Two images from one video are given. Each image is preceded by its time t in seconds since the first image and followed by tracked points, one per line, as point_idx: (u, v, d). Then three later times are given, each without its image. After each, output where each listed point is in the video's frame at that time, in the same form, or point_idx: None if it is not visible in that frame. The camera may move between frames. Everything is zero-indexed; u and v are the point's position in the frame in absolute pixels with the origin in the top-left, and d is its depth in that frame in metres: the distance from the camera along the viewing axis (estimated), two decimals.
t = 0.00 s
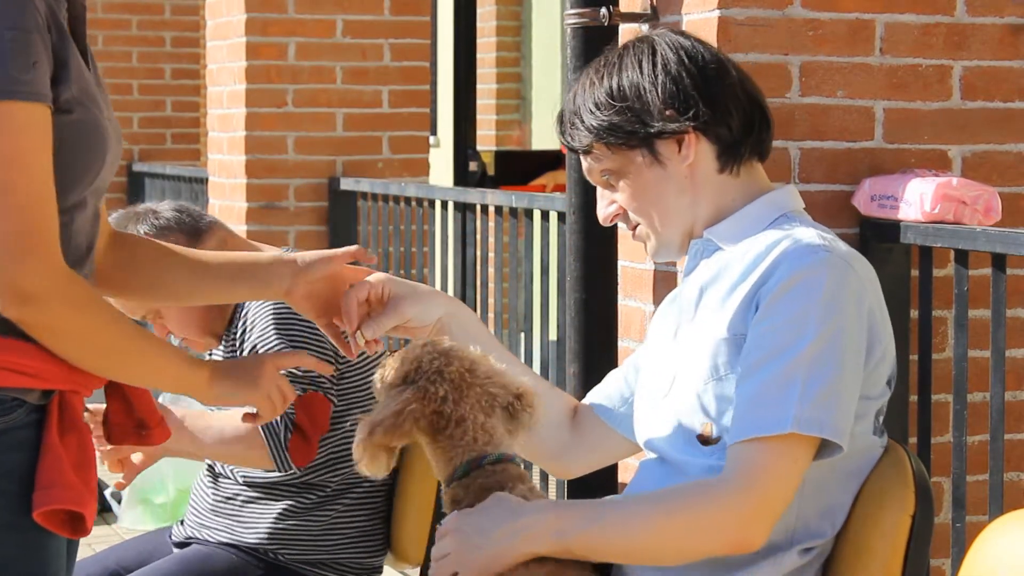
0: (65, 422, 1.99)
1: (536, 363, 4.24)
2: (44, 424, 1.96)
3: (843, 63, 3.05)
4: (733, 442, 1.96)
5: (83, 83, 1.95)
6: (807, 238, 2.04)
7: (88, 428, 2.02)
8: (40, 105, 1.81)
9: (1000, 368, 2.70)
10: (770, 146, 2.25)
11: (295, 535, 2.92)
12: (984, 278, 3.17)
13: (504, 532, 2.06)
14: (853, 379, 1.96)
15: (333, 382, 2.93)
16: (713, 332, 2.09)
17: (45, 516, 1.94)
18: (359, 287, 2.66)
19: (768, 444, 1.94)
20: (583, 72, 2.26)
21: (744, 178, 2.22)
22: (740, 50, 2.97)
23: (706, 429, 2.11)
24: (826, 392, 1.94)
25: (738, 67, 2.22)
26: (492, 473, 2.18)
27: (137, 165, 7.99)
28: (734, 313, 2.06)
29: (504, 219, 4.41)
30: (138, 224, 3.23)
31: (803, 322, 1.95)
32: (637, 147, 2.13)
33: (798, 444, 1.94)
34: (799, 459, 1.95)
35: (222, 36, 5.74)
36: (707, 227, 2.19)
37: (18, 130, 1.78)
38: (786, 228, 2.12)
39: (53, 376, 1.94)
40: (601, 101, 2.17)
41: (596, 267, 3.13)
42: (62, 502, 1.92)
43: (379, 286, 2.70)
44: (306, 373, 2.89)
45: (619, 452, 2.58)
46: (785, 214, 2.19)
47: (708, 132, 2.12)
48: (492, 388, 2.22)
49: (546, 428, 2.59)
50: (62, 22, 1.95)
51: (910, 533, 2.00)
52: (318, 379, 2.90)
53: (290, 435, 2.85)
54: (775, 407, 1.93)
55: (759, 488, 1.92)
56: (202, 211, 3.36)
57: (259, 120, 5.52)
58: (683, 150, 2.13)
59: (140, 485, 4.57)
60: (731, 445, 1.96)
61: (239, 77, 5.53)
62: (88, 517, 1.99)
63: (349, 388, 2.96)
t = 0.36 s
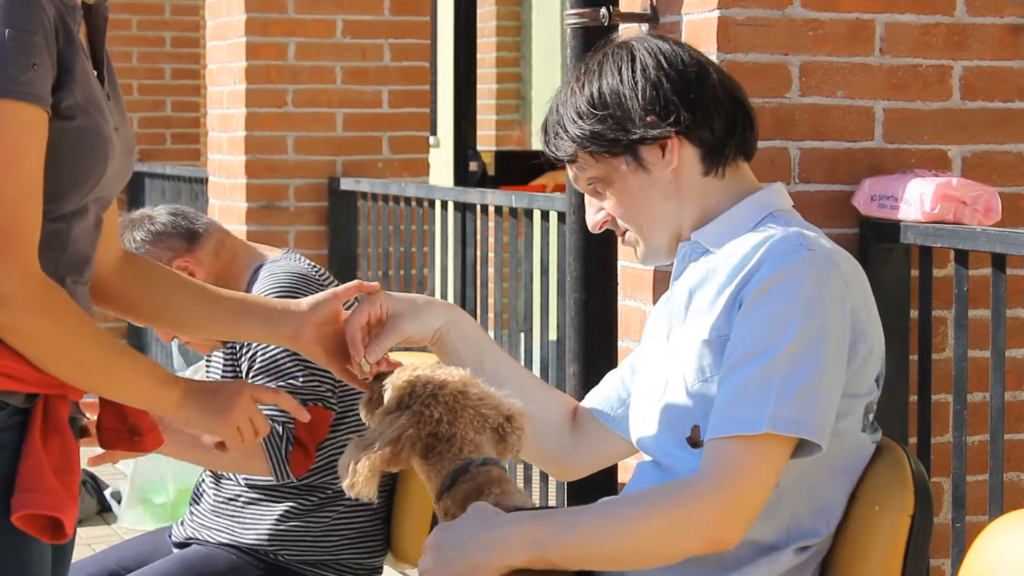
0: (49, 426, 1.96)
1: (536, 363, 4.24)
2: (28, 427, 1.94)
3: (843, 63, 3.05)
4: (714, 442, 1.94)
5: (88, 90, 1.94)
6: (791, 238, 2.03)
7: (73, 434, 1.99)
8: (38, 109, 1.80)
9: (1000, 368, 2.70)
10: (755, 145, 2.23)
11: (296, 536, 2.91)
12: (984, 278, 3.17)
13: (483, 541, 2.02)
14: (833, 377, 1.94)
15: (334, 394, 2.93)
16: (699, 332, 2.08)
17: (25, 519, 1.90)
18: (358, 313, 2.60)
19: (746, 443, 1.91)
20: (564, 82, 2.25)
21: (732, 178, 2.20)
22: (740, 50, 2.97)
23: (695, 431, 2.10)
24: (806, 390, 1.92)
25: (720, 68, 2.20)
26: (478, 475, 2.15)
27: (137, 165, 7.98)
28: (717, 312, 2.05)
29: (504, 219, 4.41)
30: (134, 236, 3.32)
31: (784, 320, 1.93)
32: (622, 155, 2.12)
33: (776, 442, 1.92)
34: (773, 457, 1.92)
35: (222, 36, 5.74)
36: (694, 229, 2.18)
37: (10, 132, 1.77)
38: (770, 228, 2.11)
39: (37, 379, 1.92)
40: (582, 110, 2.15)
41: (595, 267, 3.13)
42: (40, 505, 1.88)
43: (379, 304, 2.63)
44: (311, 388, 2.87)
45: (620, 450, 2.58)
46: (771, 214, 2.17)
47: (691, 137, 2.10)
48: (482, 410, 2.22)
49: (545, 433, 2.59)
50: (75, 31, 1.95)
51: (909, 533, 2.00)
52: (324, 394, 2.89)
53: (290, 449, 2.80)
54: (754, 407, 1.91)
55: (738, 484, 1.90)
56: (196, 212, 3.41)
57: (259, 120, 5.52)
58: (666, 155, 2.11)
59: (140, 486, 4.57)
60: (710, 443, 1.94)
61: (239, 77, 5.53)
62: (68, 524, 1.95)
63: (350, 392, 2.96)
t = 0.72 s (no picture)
0: (58, 425, 1.96)
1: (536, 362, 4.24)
2: (38, 426, 1.94)
3: (843, 63, 3.05)
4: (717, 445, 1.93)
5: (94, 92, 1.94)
6: (789, 238, 2.03)
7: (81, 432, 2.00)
8: (46, 108, 1.79)
9: (1000, 368, 2.70)
10: (751, 144, 2.22)
11: (287, 535, 2.91)
12: (984, 278, 3.17)
13: (499, 527, 2.07)
14: (835, 377, 1.93)
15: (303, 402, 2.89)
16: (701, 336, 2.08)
17: (35, 518, 1.90)
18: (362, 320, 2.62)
19: (749, 445, 1.91)
20: (558, 85, 2.24)
21: (728, 178, 2.20)
22: (740, 50, 2.97)
23: (696, 433, 2.10)
24: (809, 391, 1.91)
25: (715, 68, 2.19)
26: (503, 463, 2.27)
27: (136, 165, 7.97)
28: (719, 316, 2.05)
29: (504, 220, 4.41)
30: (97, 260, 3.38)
31: (783, 321, 1.92)
32: (618, 158, 2.12)
33: (780, 443, 1.91)
34: (782, 458, 1.92)
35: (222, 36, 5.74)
36: (691, 231, 2.18)
37: (17, 131, 1.76)
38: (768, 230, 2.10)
39: (47, 380, 1.91)
40: (577, 115, 2.15)
41: (595, 267, 3.13)
42: (51, 505, 1.89)
43: (377, 309, 2.64)
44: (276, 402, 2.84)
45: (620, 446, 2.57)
46: (768, 215, 2.17)
47: (687, 139, 2.10)
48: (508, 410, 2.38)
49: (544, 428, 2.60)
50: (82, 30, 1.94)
51: (909, 533, 2.00)
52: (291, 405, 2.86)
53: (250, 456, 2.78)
54: (758, 409, 1.90)
55: (744, 482, 1.89)
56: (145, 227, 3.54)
57: (259, 120, 5.52)
58: (662, 158, 2.11)
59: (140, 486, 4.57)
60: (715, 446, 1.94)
61: (239, 77, 5.53)
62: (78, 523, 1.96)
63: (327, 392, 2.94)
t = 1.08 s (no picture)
0: (30, 424, 1.96)
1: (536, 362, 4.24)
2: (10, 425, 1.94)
3: (843, 63, 3.05)
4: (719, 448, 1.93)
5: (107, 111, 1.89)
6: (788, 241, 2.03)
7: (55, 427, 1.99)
8: (63, 118, 1.75)
9: (1000, 367, 2.70)
10: (751, 143, 2.22)
11: (284, 533, 2.90)
12: (984, 278, 3.17)
13: (493, 544, 2.00)
14: (836, 379, 1.93)
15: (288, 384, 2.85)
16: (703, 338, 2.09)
17: (16, 517, 1.91)
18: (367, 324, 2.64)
19: (752, 448, 1.90)
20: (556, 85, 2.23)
21: (727, 178, 2.20)
22: (740, 50, 2.97)
23: (696, 435, 2.11)
24: (809, 393, 1.90)
25: (712, 67, 2.19)
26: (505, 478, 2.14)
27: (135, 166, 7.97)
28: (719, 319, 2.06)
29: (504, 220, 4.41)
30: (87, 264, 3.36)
31: (781, 324, 1.92)
32: (618, 158, 2.11)
33: (784, 445, 1.90)
34: (786, 459, 1.91)
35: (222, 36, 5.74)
36: (690, 232, 2.18)
37: (32, 148, 1.72)
38: (768, 232, 2.10)
39: (20, 378, 1.91)
40: (576, 115, 2.14)
41: (596, 268, 3.13)
42: (31, 502, 1.90)
43: (385, 311, 2.66)
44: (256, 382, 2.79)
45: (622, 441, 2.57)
46: (768, 215, 2.15)
47: (686, 139, 2.10)
48: (508, 421, 2.25)
49: (546, 421, 2.59)
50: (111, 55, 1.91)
51: (910, 533, 2.00)
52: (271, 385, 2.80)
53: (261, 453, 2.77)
54: (758, 411, 1.90)
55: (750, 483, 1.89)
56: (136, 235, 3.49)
57: (259, 121, 5.52)
58: (661, 158, 2.11)
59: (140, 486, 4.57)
60: (718, 449, 1.93)
61: (239, 77, 5.53)
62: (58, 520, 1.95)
63: (313, 382, 2.90)
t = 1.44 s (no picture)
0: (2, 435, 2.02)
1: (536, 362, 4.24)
2: None
3: (843, 63, 3.05)
4: (718, 450, 1.93)
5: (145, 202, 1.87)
6: (788, 242, 2.03)
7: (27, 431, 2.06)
8: (117, 218, 1.72)
9: (1000, 368, 2.70)
10: (751, 144, 2.22)
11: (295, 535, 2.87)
12: (984, 278, 3.17)
13: (490, 549, 2.05)
14: (836, 381, 1.93)
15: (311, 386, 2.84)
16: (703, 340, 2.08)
17: None
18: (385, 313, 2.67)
19: (752, 451, 1.90)
20: (558, 85, 2.24)
21: (728, 179, 2.20)
22: (740, 50, 2.97)
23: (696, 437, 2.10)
24: (809, 395, 1.90)
25: (714, 68, 2.19)
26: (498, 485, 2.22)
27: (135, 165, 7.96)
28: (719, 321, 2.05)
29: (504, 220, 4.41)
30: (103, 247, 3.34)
31: (782, 326, 1.92)
32: (618, 159, 2.12)
33: (786, 447, 1.90)
34: (784, 460, 1.91)
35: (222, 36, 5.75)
36: (690, 233, 2.18)
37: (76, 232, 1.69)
38: (767, 233, 2.10)
39: None
40: (576, 115, 2.15)
41: (596, 268, 3.13)
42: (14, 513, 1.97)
43: (395, 304, 2.67)
44: (281, 379, 2.77)
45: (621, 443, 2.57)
46: (769, 215, 2.14)
47: (686, 139, 2.10)
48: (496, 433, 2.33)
49: (546, 420, 2.60)
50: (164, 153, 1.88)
51: (910, 533, 2.00)
52: (298, 385, 2.79)
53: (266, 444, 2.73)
54: (758, 413, 1.90)
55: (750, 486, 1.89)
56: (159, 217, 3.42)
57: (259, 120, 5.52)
58: (662, 159, 2.11)
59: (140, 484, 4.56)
60: (718, 451, 1.93)
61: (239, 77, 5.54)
62: (35, 529, 2.04)
63: (335, 387, 2.92)
